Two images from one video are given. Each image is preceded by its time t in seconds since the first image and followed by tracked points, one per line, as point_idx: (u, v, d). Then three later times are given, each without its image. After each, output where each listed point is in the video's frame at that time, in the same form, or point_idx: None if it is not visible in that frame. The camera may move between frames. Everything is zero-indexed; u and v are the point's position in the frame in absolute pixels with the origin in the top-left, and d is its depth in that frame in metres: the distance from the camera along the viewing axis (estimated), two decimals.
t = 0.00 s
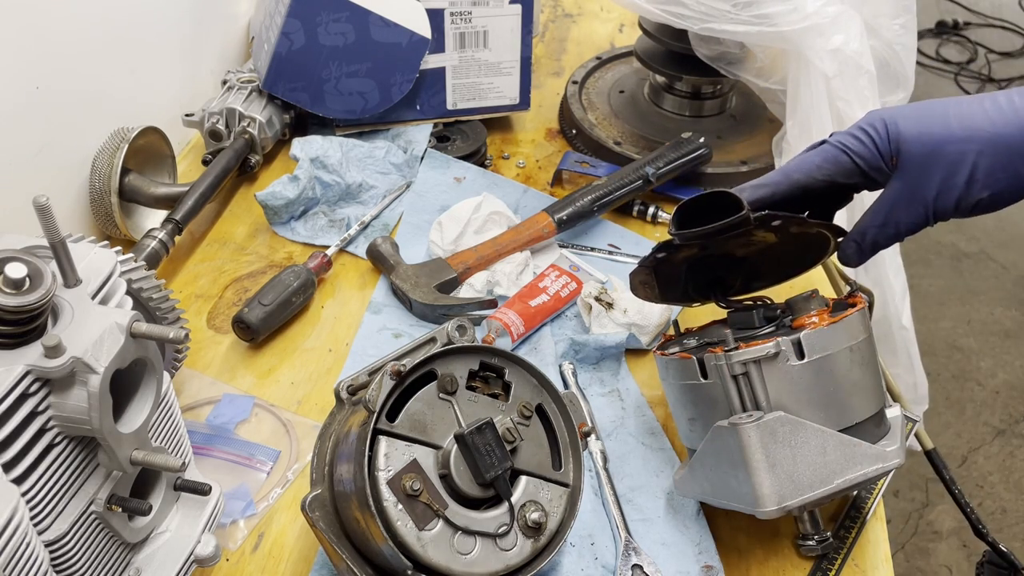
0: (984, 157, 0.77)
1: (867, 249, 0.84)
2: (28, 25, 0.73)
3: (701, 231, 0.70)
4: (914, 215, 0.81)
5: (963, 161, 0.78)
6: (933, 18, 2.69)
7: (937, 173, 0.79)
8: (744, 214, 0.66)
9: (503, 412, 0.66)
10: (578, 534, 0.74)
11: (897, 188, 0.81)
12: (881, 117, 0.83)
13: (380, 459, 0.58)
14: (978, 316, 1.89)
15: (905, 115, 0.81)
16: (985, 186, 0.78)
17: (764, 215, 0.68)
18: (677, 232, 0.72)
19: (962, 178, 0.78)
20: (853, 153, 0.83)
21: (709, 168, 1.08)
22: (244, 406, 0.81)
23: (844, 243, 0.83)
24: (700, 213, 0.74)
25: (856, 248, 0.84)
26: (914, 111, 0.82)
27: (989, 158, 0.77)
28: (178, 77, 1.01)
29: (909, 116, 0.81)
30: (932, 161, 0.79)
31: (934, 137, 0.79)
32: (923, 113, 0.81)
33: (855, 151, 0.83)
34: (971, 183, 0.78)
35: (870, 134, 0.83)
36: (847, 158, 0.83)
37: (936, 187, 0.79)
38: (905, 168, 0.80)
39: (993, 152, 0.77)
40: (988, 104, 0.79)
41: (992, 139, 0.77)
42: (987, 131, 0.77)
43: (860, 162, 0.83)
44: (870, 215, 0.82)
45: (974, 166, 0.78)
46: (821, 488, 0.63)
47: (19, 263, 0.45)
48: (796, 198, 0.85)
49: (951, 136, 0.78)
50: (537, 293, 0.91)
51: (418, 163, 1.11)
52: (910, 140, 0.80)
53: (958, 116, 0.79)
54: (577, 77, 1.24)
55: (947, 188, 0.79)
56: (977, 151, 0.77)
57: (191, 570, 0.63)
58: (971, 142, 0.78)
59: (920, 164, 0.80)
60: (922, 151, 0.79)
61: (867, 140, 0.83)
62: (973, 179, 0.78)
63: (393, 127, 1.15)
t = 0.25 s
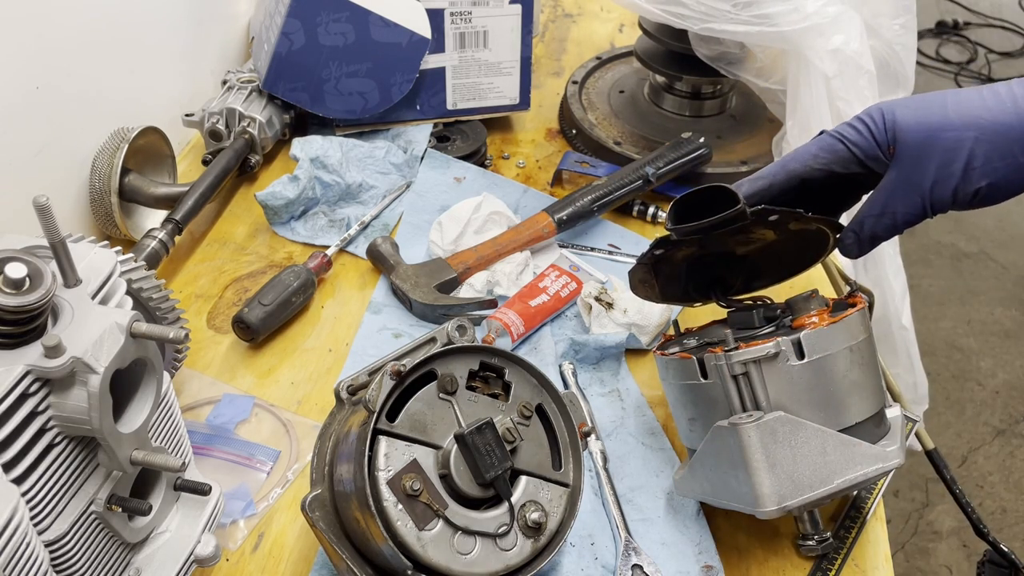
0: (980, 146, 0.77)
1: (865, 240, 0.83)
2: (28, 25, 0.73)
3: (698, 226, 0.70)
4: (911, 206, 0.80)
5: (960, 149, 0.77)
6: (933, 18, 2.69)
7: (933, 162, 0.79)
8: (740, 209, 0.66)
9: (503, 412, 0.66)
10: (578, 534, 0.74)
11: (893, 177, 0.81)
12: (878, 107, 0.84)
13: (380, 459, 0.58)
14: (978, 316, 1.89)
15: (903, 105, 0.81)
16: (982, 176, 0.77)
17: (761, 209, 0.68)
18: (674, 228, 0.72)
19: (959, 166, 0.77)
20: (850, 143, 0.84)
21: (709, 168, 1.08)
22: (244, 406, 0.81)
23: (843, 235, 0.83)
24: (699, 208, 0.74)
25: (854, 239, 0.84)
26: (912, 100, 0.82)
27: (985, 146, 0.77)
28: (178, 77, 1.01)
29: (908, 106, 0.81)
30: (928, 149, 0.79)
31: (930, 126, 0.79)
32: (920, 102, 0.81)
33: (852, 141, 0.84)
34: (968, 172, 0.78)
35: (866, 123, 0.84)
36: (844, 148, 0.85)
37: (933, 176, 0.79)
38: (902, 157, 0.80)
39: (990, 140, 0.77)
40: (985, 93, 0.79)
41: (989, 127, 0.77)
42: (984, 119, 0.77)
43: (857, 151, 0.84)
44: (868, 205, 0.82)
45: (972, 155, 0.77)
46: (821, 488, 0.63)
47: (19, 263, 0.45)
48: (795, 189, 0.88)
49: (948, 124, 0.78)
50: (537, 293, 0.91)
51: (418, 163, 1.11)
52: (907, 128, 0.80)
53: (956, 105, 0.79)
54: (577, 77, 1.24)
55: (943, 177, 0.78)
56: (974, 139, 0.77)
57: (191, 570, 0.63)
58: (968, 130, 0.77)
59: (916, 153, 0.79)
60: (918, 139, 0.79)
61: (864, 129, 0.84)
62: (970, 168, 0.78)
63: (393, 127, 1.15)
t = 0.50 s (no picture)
0: (985, 152, 0.77)
1: (865, 242, 0.83)
2: (28, 25, 0.73)
3: (700, 228, 0.70)
4: (913, 209, 0.81)
5: (964, 154, 0.78)
6: (933, 18, 2.69)
7: (937, 166, 0.79)
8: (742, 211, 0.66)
9: (503, 412, 0.66)
10: (578, 534, 0.74)
11: (896, 180, 0.81)
12: (883, 110, 0.84)
13: (380, 459, 0.58)
14: (978, 315, 1.89)
15: (907, 108, 0.82)
16: (985, 182, 0.78)
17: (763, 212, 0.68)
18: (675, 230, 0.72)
19: (963, 172, 0.78)
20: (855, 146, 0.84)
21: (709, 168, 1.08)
22: (244, 406, 0.81)
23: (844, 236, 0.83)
24: (700, 212, 0.74)
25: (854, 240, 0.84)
26: (917, 104, 0.82)
27: (990, 152, 0.77)
28: (178, 77, 1.01)
29: (912, 109, 0.81)
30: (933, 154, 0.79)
31: (935, 131, 0.79)
32: (925, 106, 0.81)
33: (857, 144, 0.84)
34: (972, 178, 0.78)
35: (870, 126, 0.83)
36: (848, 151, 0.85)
37: (937, 180, 0.79)
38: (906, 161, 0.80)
39: (995, 146, 0.77)
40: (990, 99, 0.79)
41: (994, 133, 0.77)
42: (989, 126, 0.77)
43: (861, 154, 0.84)
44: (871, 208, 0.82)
45: (976, 161, 0.77)
46: (821, 488, 0.63)
47: (19, 263, 0.45)
48: (797, 190, 0.87)
49: (953, 129, 0.78)
50: (537, 293, 0.91)
51: (418, 163, 1.11)
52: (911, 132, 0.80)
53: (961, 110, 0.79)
54: (577, 77, 1.24)
55: (947, 182, 0.79)
56: (978, 145, 0.77)
57: (191, 570, 0.63)
58: (973, 135, 0.78)
59: (921, 157, 0.79)
60: (922, 143, 0.79)
61: (868, 133, 0.83)
62: (974, 174, 0.78)
63: (393, 127, 1.15)
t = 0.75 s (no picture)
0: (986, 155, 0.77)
1: (865, 244, 0.83)
2: (28, 25, 0.73)
3: (700, 228, 0.70)
4: (914, 210, 0.81)
5: (966, 156, 0.77)
6: (933, 18, 2.69)
7: (938, 168, 0.79)
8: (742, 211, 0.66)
9: (503, 412, 0.66)
10: (578, 534, 0.74)
11: (898, 182, 0.81)
12: (886, 111, 0.84)
13: (380, 459, 0.58)
14: (978, 315, 1.89)
15: (910, 110, 0.82)
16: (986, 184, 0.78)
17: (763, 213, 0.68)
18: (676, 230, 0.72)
19: (964, 174, 0.77)
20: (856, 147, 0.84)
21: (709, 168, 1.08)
22: (244, 406, 0.81)
23: (843, 236, 0.82)
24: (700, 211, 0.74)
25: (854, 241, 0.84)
26: (920, 106, 0.82)
27: (991, 155, 0.77)
28: (179, 77, 1.01)
29: (915, 111, 0.81)
30: (934, 156, 0.79)
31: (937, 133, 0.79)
32: (928, 108, 0.81)
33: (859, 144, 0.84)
34: (973, 181, 0.78)
35: (872, 128, 0.83)
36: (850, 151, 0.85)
37: (938, 183, 0.79)
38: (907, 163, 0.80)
39: (997, 149, 0.77)
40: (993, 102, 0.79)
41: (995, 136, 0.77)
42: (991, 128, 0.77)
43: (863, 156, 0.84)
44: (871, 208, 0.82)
45: (978, 164, 0.77)
46: (821, 488, 0.63)
47: (19, 263, 0.45)
48: (799, 191, 0.87)
49: (955, 131, 0.78)
50: (537, 293, 0.91)
51: (418, 163, 1.11)
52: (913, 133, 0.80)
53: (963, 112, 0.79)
54: (577, 77, 1.24)
55: (948, 184, 0.79)
56: (980, 148, 0.77)
57: (191, 570, 0.63)
58: (975, 138, 0.78)
59: (922, 159, 0.79)
60: (924, 145, 0.79)
61: (871, 134, 0.84)
62: (976, 176, 0.78)
63: (393, 127, 1.15)
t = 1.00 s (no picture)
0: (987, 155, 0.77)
1: (865, 243, 0.83)
2: (28, 25, 0.73)
3: (700, 228, 0.70)
4: (914, 210, 0.81)
5: (966, 157, 0.77)
6: (933, 18, 2.69)
7: (938, 168, 0.79)
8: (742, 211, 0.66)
9: (503, 412, 0.66)
10: (578, 534, 0.74)
11: (898, 181, 0.81)
12: (887, 111, 0.84)
13: (380, 459, 0.58)
14: (978, 316, 1.89)
15: (911, 110, 0.82)
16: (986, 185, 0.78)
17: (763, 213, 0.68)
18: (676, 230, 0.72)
19: (965, 175, 0.77)
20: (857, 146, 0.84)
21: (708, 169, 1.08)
22: (244, 406, 0.81)
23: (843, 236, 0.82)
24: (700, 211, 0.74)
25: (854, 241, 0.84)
26: (921, 106, 0.82)
27: (992, 155, 0.77)
28: (179, 77, 1.01)
29: (915, 111, 0.81)
30: (934, 156, 0.79)
31: (938, 133, 0.79)
32: (930, 108, 0.81)
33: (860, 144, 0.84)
34: (974, 181, 0.78)
35: (873, 127, 0.84)
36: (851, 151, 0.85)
37: (938, 183, 0.79)
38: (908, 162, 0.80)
39: (997, 150, 0.77)
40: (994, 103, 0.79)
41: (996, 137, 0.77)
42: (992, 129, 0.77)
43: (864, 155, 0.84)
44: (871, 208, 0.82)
45: (978, 164, 0.77)
46: (821, 488, 0.63)
47: (19, 263, 0.45)
48: (799, 190, 0.88)
49: (956, 131, 0.78)
50: (537, 293, 0.91)
51: (418, 163, 1.11)
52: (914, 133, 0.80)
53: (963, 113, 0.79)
54: (577, 77, 1.24)
55: (948, 184, 0.78)
56: (981, 148, 0.77)
57: (191, 570, 0.63)
58: (975, 138, 0.77)
59: (923, 159, 0.79)
60: (925, 145, 0.79)
61: (871, 133, 0.84)
62: (976, 177, 0.78)
63: (393, 127, 1.15)
